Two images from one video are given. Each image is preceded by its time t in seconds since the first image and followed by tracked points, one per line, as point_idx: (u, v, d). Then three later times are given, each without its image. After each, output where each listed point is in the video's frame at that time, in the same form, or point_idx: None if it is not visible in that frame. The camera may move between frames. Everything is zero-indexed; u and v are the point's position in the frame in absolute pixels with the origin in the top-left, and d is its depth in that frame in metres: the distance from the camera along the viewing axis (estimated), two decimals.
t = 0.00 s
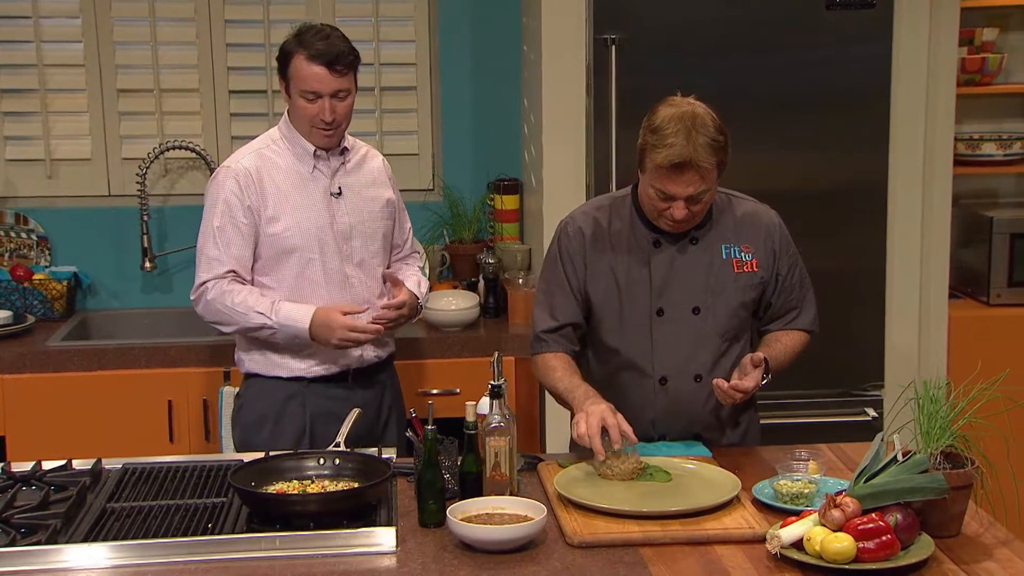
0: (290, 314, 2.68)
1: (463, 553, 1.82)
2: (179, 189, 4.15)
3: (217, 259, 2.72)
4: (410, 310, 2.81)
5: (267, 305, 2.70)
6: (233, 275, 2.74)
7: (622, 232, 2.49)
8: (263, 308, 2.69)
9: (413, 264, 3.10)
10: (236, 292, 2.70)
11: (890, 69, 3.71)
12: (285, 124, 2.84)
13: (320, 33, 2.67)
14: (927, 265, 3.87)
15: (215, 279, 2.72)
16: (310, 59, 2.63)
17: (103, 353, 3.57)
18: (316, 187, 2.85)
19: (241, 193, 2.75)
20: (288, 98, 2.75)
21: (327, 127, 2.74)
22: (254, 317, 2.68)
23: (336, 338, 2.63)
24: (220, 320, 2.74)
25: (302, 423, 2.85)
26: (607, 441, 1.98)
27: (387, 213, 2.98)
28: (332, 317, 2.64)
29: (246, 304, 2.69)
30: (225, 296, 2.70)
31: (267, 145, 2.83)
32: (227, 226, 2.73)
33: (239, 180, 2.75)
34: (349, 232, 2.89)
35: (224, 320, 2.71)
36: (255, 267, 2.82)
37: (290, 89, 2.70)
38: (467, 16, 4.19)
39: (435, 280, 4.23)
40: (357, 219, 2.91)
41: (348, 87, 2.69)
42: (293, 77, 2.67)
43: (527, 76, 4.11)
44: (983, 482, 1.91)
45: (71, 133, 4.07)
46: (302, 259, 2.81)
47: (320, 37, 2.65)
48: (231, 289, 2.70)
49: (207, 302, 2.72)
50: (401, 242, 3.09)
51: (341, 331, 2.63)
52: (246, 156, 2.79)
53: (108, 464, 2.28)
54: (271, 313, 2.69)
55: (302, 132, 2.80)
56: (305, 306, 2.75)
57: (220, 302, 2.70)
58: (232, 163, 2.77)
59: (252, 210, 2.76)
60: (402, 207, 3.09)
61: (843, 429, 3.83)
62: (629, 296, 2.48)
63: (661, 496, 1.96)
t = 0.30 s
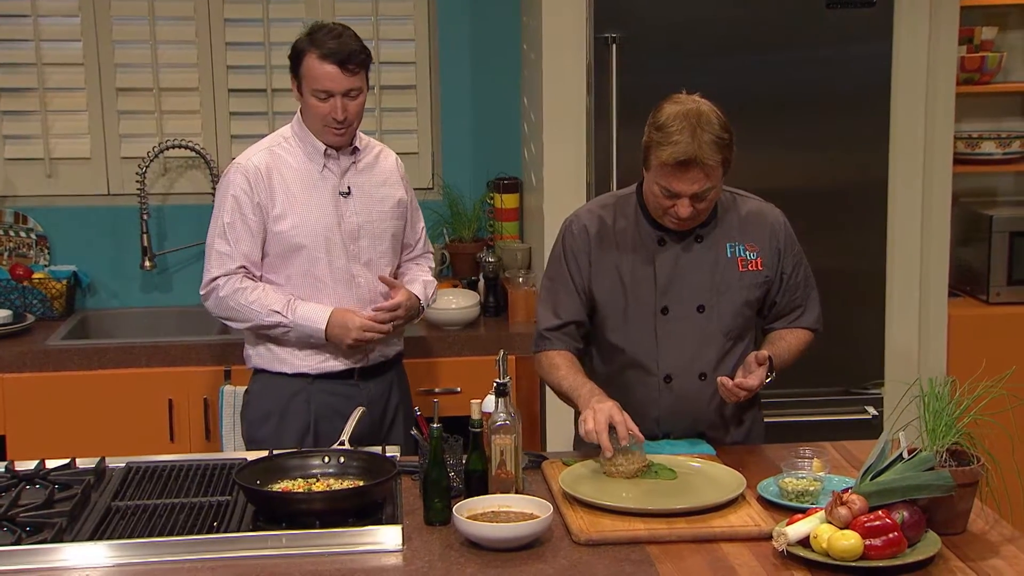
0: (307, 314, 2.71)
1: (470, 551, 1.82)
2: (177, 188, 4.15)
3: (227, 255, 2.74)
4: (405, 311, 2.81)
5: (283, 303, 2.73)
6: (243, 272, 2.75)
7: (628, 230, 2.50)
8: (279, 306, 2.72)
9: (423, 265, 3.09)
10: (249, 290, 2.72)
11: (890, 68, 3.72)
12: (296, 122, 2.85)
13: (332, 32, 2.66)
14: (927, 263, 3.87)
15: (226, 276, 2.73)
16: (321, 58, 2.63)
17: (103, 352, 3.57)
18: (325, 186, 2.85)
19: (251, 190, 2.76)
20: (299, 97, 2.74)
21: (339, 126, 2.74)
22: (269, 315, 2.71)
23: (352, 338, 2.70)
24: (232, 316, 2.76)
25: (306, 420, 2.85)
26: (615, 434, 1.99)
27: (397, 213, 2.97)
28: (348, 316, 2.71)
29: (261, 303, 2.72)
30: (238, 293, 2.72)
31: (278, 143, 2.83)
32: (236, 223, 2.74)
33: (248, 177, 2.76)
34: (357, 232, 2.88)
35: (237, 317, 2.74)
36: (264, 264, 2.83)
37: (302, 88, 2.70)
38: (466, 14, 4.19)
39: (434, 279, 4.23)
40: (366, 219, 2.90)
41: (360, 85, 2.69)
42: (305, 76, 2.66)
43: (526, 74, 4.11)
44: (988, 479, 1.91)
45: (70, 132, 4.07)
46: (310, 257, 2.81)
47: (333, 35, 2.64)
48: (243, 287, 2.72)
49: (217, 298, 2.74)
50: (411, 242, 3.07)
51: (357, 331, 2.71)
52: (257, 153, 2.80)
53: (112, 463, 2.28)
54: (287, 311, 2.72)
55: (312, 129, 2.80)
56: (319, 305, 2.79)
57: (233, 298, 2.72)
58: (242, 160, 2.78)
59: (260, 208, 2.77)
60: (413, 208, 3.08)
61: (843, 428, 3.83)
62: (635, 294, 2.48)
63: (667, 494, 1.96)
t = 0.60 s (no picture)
0: (277, 311, 2.66)
1: (478, 550, 1.82)
2: (179, 188, 4.15)
3: (223, 250, 2.76)
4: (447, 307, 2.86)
5: (257, 299, 2.70)
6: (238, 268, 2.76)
7: (635, 229, 2.50)
8: (252, 302, 2.69)
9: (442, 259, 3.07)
10: (229, 281, 2.71)
11: (894, 67, 3.71)
12: (305, 121, 2.86)
13: (336, 34, 2.67)
14: (928, 262, 3.87)
15: (214, 267, 2.74)
16: (331, 60, 2.64)
17: (107, 352, 3.57)
18: (331, 185, 2.85)
19: (254, 188, 2.78)
20: (309, 101, 2.74)
21: (353, 128, 2.73)
22: (243, 310, 2.69)
23: (321, 344, 2.59)
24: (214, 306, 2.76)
25: (310, 419, 2.85)
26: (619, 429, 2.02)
27: (405, 213, 2.95)
28: (320, 321, 2.60)
29: (238, 296, 2.70)
30: (220, 284, 2.72)
31: (285, 142, 2.84)
32: (237, 220, 2.76)
33: (252, 175, 2.78)
34: (363, 232, 2.88)
35: (218, 308, 2.74)
36: (268, 262, 2.84)
37: (313, 91, 2.69)
38: (468, 13, 4.19)
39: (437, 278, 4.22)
40: (372, 219, 2.90)
41: (371, 85, 2.70)
42: (315, 79, 2.67)
43: (529, 73, 4.11)
44: (996, 478, 1.91)
45: (72, 131, 4.07)
46: (313, 256, 2.81)
47: (337, 37, 2.65)
48: (225, 278, 2.72)
49: (204, 287, 2.75)
50: (422, 244, 3.06)
51: (327, 338, 2.58)
52: (263, 152, 2.82)
53: (118, 462, 2.28)
54: (259, 308, 2.68)
55: (320, 129, 2.81)
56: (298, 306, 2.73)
57: (214, 289, 2.72)
58: (248, 159, 2.80)
59: (264, 206, 2.78)
60: (425, 208, 3.07)
61: (847, 427, 3.83)
62: (641, 293, 2.49)
63: (676, 492, 1.96)
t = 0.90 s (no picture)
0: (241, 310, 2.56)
1: (486, 549, 1.82)
2: (181, 188, 4.15)
3: (217, 252, 2.75)
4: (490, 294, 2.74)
5: (227, 303, 2.61)
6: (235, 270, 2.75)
7: (640, 228, 2.51)
8: (219, 306, 2.62)
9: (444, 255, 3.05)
10: (216, 284, 2.68)
11: (896, 67, 3.72)
12: (304, 122, 2.86)
13: (337, 34, 2.67)
14: (932, 261, 3.87)
15: (208, 270, 2.73)
16: (333, 61, 2.64)
17: (109, 352, 3.57)
18: (331, 185, 2.85)
19: (253, 190, 2.78)
20: (310, 101, 2.74)
21: (356, 127, 2.74)
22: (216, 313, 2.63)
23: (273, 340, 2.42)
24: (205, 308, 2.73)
25: (316, 420, 2.85)
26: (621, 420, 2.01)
27: (406, 212, 2.95)
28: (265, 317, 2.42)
29: (214, 299, 2.65)
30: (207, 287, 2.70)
31: (284, 143, 2.85)
32: (235, 222, 2.76)
33: (252, 177, 2.79)
34: (364, 231, 2.87)
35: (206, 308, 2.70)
36: (268, 263, 2.84)
37: (316, 93, 2.69)
38: (469, 12, 4.19)
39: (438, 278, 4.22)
40: (373, 218, 2.89)
41: (374, 83, 2.70)
42: (318, 80, 2.67)
43: (530, 73, 4.11)
44: (1003, 477, 1.92)
45: (74, 131, 4.07)
46: (314, 257, 2.81)
47: (338, 37, 2.65)
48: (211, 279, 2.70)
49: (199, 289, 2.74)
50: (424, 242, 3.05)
51: (277, 333, 2.42)
52: (262, 154, 2.83)
53: (124, 462, 2.28)
54: (225, 311, 2.60)
55: (320, 129, 2.82)
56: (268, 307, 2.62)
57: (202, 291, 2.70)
58: (248, 161, 2.80)
59: (263, 207, 2.79)
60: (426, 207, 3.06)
61: (849, 426, 3.83)
62: (646, 292, 2.49)
63: (682, 492, 1.96)
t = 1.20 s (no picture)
0: (257, 310, 2.57)
1: (493, 549, 1.83)
2: (181, 188, 4.15)
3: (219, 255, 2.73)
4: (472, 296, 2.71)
5: (240, 301, 2.61)
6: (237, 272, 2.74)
7: (643, 227, 2.52)
8: (235, 305, 2.61)
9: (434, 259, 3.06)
10: (222, 287, 2.66)
11: (897, 67, 3.72)
12: (299, 123, 2.86)
13: (334, 34, 2.67)
14: (931, 261, 3.87)
15: (211, 274, 2.71)
16: (331, 61, 2.64)
17: (110, 352, 3.56)
18: (328, 185, 2.85)
19: (251, 191, 2.77)
20: (307, 101, 2.74)
21: (355, 127, 2.74)
22: (230, 314, 2.62)
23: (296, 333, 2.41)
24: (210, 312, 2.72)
25: (314, 420, 2.85)
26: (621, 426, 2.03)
27: (401, 211, 2.95)
28: (286, 314, 2.42)
29: (227, 300, 2.64)
30: (214, 290, 2.68)
31: (279, 144, 2.84)
32: (234, 223, 2.74)
33: (248, 178, 2.78)
34: (361, 231, 2.88)
35: (212, 312, 2.69)
36: (265, 264, 2.83)
37: (313, 93, 2.69)
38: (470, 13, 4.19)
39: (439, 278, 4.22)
40: (369, 218, 2.90)
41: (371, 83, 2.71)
42: (315, 81, 2.66)
43: (531, 73, 4.11)
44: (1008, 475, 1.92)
45: (74, 131, 4.06)
46: (313, 258, 2.81)
47: (335, 37, 2.65)
48: (220, 284, 2.68)
49: (202, 293, 2.71)
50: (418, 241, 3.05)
51: (297, 327, 2.41)
52: (258, 155, 2.82)
53: (129, 462, 2.28)
54: (243, 309, 2.59)
55: (316, 130, 2.81)
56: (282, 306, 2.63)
57: (208, 296, 2.68)
58: (244, 162, 2.79)
59: (261, 208, 2.78)
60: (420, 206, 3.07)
61: (850, 425, 3.83)
62: (650, 291, 2.50)
63: (688, 491, 1.96)
